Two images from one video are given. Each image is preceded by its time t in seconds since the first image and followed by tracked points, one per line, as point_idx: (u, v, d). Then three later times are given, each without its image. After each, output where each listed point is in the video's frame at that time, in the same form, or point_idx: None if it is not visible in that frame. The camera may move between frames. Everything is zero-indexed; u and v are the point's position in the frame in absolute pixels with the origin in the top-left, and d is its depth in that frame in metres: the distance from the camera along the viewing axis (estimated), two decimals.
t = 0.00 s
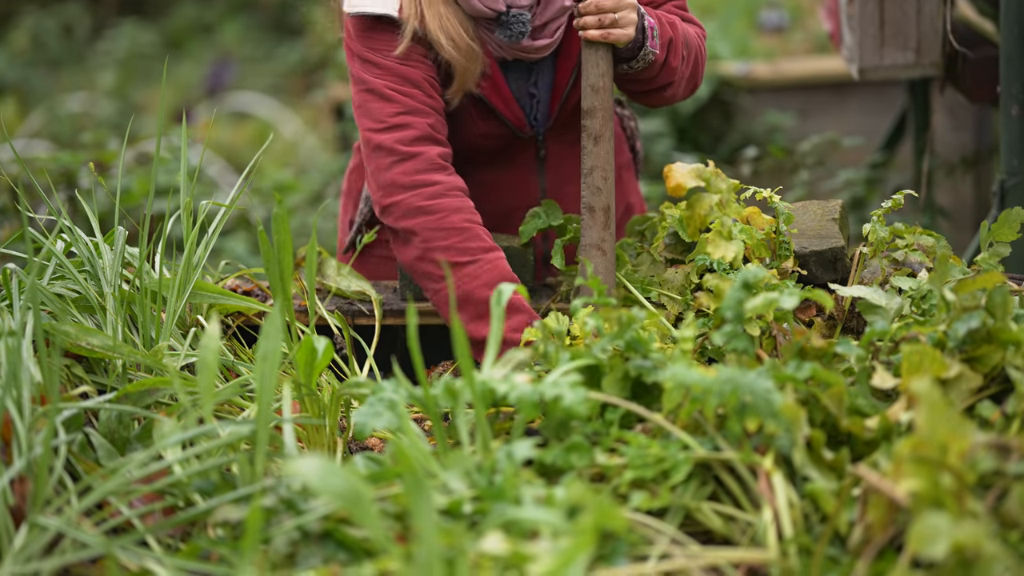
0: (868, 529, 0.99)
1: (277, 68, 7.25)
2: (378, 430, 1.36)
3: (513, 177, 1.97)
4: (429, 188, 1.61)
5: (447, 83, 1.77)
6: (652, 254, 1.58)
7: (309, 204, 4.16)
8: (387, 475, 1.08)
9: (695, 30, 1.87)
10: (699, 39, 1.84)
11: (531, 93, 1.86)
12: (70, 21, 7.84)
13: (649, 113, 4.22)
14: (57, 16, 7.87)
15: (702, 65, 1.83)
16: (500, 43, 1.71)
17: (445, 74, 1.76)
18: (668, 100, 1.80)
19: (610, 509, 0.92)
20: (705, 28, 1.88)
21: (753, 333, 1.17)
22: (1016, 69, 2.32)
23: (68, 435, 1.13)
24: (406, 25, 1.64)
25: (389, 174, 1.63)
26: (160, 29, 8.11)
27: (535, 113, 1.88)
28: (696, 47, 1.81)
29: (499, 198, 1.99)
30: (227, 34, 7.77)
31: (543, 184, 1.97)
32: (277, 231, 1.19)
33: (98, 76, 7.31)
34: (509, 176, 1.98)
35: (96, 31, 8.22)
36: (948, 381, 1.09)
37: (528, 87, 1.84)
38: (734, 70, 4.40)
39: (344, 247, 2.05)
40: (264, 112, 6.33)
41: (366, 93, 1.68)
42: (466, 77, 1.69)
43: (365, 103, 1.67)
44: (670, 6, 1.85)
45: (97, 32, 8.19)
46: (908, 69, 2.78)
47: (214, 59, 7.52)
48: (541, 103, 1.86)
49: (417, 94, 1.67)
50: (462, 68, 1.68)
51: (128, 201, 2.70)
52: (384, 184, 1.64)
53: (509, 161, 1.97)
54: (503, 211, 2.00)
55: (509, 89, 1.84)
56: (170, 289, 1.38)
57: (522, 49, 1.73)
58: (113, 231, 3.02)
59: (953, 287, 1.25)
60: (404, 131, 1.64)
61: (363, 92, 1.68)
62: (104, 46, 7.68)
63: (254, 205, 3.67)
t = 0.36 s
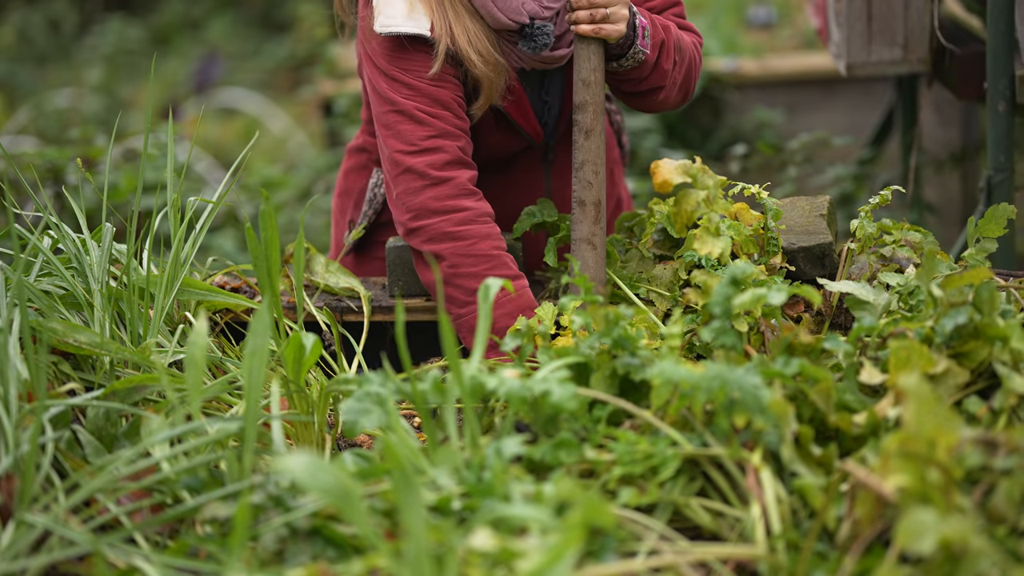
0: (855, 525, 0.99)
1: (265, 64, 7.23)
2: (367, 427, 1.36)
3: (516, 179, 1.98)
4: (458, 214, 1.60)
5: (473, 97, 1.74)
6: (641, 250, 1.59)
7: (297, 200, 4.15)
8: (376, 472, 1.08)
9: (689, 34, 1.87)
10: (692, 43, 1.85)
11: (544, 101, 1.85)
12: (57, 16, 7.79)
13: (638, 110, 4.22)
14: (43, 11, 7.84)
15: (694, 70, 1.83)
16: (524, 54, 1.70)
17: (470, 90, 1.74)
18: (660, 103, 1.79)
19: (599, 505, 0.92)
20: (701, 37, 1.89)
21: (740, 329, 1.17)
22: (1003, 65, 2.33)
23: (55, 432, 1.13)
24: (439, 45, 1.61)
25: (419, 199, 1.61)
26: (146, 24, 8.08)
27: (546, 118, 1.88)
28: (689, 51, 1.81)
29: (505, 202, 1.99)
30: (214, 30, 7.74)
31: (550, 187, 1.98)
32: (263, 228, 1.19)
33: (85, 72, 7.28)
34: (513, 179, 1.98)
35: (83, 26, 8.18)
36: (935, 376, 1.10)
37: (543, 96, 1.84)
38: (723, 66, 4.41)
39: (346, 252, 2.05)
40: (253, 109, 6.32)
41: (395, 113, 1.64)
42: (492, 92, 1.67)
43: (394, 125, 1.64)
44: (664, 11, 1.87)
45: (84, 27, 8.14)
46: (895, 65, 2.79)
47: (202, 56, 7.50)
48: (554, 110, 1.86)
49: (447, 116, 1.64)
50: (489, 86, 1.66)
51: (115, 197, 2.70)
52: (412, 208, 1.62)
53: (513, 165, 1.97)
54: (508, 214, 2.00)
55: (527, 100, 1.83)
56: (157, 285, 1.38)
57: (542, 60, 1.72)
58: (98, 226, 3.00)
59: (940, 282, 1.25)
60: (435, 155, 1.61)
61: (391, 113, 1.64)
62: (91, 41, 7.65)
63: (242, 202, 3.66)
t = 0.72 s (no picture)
0: (853, 526, 0.99)
1: (262, 65, 7.23)
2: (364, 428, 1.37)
3: (518, 181, 1.98)
4: (451, 223, 1.59)
5: (472, 107, 1.74)
6: (638, 250, 1.59)
7: (295, 200, 4.15)
8: (373, 473, 1.08)
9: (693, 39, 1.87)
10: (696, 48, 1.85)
11: (546, 107, 1.84)
12: (55, 17, 7.78)
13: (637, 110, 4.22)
14: (41, 12, 7.84)
15: (698, 73, 1.83)
16: (526, 63, 1.69)
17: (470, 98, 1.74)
18: (662, 107, 1.79)
19: (596, 506, 0.91)
20: (706, 43, 1.90)
21: (738, 330, 1.17)
22: (1001, 66, 2.33)
23: (52, 433, 1.13)
24: (438, 55, 1.61)
25: (412, 207, 1.61)
26: (145, 25, 8.08)
27: (547, 125, 1.88)
28: (692, 55, 1.81)
29: (507, 204, 2.00)
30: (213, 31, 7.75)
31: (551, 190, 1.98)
32: (261, 229, 1.19)
33: (83, 73, 7.29)
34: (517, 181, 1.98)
35: (81, 27, 8.18)
36: (932, 377, 1.10)
37: (546, 102, 1.83)
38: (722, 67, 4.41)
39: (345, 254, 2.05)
40: (252, 109, 6.32)
41: (392, 119, 1.64)
42: (491, 102, 1.67)
43: (391, 132, 1.63)
44: (669, 16, 1.87)
45: (82, 28, 8.14)
46: (893, 66, 2.80)
47: (201, 57, 7.50)
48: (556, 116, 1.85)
49: (442, 124, 1.64)
50: (488, 94, 1.66)
51: (112, 198, 2.70)
52: (405, 215, 1.62)
53: (513, 168, 1.97)
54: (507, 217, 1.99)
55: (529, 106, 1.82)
56: (154, 287, 1.38)
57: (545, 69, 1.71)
58: (95, 227, 3.00)
59: (938, 282, 1.25)
60: (429, 163, 1.61)
61: (388, 119, 1.64)
62: (89, 42, 7.66)
63: (240, 203, 3.67)
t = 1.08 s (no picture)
0: (854, 525, 0.99)
1: (263, 64, 7.23)
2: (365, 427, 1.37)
3: (519, 181, 1.98)
4: (449, 231, 1.60)
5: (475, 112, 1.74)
6: (639, 249, 1.59)
7: (296, 200, 4.15)
8: (375, 472, 1.08)
9: (695, 39, 1.87)
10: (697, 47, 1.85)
11: (546, 107, 1.84)
12: (55, 16, 7.78)
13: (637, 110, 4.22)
14: (42, 11, 7.84)
15: (699, 73, 1.83)
16: (530, 67, 1.69)
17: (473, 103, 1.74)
18: (664, 105, 1.79)
19: (598, 505, 0.91)
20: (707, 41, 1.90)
21: (739, 329, 1.17)
22: (1002, 65, 2.33)
23: (54, 433, 1.13)
24: (441, 62, 1.60)
25: (411, 214, 1.61)
26: (146, 25, 8.09)
27: (549, 129, 1.89)
28: (693, 54, 1.81)
29: (507, 203, 2.00)
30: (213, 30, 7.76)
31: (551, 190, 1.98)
32: (262, 228, 1.19)
33: (84, 72, 7.29)
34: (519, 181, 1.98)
35: (82, 25, 8.17)
36: (933, 377, 1.10)
37: (546, 102, 1.83)
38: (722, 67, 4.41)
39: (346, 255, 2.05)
40: (252, 108, 6.33)
41: (394, 127, 1.64)
42: (492, 108, 1.67)
43: (393, 139, 1.64)
44: (670, 15, 1.87)
45: (83, 27, 8.14)
46: (894, 66, 2.80)
47: (201, 56, 7.51)
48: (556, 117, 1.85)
49: (444, 133, 1.64)
50: (491, 101, 1.66)
51: (113, 197, 2.70)
52: (406, 222, 1.62)
53: (516, 171, 1.98)
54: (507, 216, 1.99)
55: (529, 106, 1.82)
56: (155, 286, 1.38)
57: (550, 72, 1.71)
58: (96, 226, 3.00)
59: (939, 282, 1.25)
60: (430, 171, 1.62)
61: (390, 126, 1.64)
62: (90, 41, 7.66)
63: (241, 202, 3.67)
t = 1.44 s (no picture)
0: (854, 523, 0.99)
1: (263, 62, 7.24)
2: (365, 426, 1.37)
3: (520, 180, 1.98)
4: (463, 240, 1.58)
5: (483, 118, 1.75)
6: (639, 248, 1.59)
7: (296, 198, 4.15)
8: (374, 471, 1.08)
9: (694, 38, 1.87)
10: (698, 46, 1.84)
11: (548, 108, 1.84)
12: (55, 14, 7.78)
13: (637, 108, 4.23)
14: (41, 8, 7.83)
15: (697, 73, 1.83)
16: (535, 73, 1.69)
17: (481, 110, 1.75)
18: (664, 104, 1.79)
19: (598, 504, 0.91)
20: (707, 39, 1.90)
21: (739, 328, 1.18)
22: (1002, 63, 2.33)
23: (53, 431, 1.13)
24: (451, 71, 1.61)
25: (427, 225, 1.60)
26: (145, 23, 8.09)
27: (553, 134, 1.90)
28: (692, 53, 1.81)
29: (508, 202, 2.00)
30: (213, 28, 7.77)
31: (552, 190, 1.98)
32: (262, 226, 1.20)
33: (83, 70, 7.29)
34: (520, 181, 1.98)
35: (82, 24, 8.17)
36: (933, 375, 1.10)
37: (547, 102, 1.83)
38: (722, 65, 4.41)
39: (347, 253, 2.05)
40: (252, 107, 6.33)
41: (406, 138, 1.64)
42: (501, 111, 1.68)
43: (405, 150, 1.64)
44: (669, 15, 1.87)
45: (82, 25, 8.13)
46: (894, 64, 2.80)
47: (201, 53, 7.51)
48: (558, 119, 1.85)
49: (457, 143, 1.64)
50: (499, 106, 1.67)
51: (113, 196, 2.70)
52: (420, 233, 1.61)
53: (517, 175, 1.98)
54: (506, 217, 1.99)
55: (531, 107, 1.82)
56: (155, 284, 1.38)
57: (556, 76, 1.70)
58: (95, 224, 3.01)
59: (938, 281, 1.25)
60: (444, 181, 1.62)
61: (402, 137, 1.64)
62: (90, 39, 7.66)
63: (241, 200, 3.68)
